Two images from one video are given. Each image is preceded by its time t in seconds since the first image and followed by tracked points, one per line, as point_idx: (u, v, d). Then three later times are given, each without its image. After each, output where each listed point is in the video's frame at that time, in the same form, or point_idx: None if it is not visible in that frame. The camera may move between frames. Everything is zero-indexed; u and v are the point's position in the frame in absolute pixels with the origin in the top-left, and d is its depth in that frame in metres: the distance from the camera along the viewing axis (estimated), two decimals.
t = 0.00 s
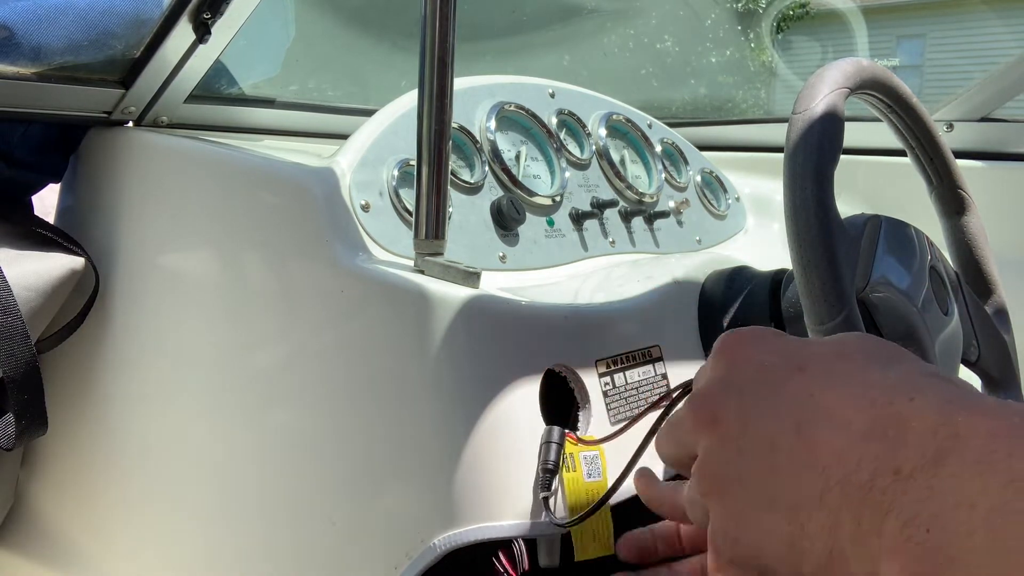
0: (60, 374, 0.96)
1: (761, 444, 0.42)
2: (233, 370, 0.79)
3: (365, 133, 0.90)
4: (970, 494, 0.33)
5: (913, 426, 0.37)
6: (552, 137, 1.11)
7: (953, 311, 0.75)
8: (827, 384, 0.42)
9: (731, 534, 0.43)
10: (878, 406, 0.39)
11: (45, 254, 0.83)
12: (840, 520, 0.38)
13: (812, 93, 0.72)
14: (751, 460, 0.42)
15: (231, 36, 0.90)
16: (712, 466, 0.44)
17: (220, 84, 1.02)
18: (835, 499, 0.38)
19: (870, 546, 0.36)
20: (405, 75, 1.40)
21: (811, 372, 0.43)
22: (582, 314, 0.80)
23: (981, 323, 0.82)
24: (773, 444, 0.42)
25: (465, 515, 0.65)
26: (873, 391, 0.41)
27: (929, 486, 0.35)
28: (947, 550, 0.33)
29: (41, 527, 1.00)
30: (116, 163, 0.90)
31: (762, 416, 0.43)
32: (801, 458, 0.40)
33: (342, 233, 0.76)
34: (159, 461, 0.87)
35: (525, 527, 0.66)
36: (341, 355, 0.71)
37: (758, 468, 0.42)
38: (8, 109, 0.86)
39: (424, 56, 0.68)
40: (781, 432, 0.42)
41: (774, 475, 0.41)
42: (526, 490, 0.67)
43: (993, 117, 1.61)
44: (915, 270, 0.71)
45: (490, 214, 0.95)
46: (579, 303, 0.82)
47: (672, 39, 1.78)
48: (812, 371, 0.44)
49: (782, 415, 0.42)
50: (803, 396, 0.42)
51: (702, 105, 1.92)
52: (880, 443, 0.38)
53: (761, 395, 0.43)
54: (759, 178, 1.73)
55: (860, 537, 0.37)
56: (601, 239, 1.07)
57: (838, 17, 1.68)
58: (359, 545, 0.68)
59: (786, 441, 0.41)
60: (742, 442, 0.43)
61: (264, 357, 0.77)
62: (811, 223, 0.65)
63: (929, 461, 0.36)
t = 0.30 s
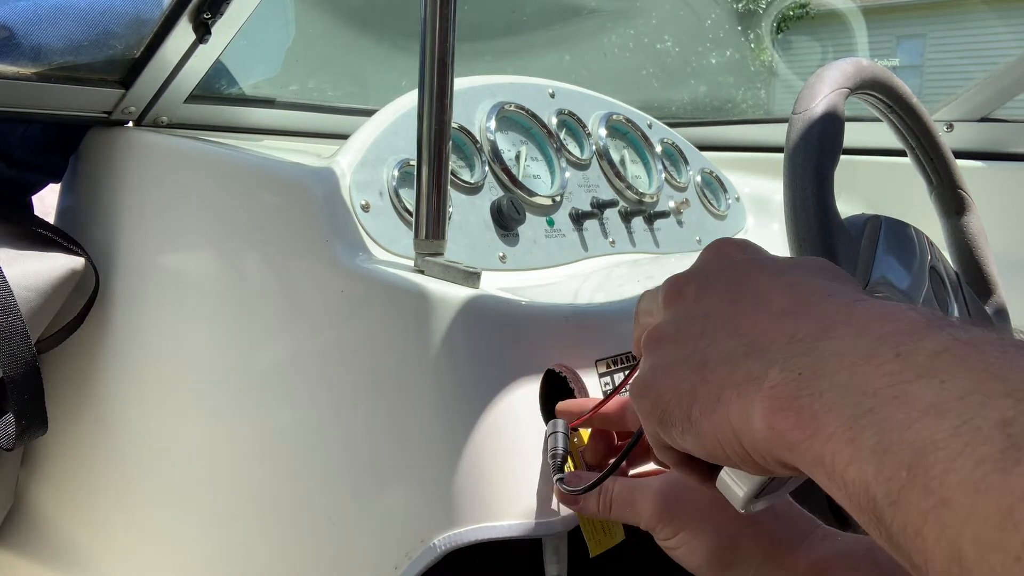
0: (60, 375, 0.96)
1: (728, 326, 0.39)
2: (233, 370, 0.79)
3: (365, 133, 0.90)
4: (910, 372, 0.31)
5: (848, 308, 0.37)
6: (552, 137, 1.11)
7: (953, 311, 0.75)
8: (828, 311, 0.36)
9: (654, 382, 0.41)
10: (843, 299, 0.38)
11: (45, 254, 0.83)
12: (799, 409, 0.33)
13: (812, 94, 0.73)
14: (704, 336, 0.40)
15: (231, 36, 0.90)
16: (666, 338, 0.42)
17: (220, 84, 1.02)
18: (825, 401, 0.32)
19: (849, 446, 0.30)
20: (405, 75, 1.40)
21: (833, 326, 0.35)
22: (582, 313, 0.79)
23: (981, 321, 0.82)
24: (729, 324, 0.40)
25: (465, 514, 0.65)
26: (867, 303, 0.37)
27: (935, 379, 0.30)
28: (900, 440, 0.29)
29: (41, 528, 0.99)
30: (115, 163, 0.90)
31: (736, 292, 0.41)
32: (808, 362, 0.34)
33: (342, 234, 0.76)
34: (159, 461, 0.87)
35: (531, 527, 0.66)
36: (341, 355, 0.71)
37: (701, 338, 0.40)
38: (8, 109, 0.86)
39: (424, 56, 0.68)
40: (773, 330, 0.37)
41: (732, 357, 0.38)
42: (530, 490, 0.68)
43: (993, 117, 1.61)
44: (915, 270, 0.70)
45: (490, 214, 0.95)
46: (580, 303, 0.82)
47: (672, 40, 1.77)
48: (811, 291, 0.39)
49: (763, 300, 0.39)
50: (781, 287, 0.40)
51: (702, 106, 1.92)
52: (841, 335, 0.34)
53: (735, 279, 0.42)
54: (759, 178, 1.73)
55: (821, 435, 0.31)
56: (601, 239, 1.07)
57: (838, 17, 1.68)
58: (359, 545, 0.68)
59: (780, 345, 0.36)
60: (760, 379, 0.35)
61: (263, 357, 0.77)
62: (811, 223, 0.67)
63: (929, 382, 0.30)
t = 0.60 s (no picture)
0: (60, 375, 0.96)
1: (558, 261, 0.56)
2: (233, 369, 0.79)
3: (365, 133, 0.90)
4: (660, 266, 0.45)
5: (634, 227, 0.50)
6: (552, 137, 1.11)
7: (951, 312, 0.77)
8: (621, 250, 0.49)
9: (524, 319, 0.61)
10: (626, 217, 0.52)
11: (45, 254, 0.83)
12: (607, 318, 0.48)
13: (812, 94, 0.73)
14: (543, 271, 0.57)
15: (231, 36, 0.90)
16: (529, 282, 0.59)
17: (220, 84, 1.02)
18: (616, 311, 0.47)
19: (628, 333, 0.45)
20: (405, 75, 1.40)
21: (609, 262, 0.50)
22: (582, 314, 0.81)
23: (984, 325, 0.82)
24: (557, 258, 0.56)
25: (462, 515, 0.67)
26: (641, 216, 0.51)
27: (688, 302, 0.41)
28: (657, 317, 0.42)
29: (40, 528, 0.99)
30: (114, 163, 0.90)
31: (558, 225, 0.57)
32: (598, 281, 0.50)
33: (343, 235, 0.77)
34: (159, 460, 0.87)
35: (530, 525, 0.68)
36: (341, 354, 0.71)
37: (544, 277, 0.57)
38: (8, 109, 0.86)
39: (424, 55, 0.68)
40: (579, 255, 0.53)
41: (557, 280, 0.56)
42: (533, 490, 0.69)
43: (992, 117, 1.57)
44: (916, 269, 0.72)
45: (490, 214, 0.95)
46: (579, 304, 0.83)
47: (672, 39, 1.81)
48: (603, 215, 0.54)
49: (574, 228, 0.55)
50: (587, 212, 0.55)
51: (703, 106, 1.91)
52: (618, 258, 0.49)
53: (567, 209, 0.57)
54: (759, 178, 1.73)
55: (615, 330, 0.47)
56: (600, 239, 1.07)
57: (838, 17, 1.71)
58: (361, 545, 0.69)
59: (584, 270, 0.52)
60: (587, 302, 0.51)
61: (263, 357, 0.77)
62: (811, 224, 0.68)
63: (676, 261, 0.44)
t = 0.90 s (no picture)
0: (60, 375, 0.96)
1: (528, 289, 0.61)
2: (232, 370, 0.79)
3: (365, 133, 0.90)
4: (611, 297, 0.50)
5: (600, 260, 0.56)
6: (552, 137, 1.10)
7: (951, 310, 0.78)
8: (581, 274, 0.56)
9: (488, 346, 0.64)
10: (590, 247, 0.58)
11: (45, 254, 0.83)
12: (569, 352, 0.52)
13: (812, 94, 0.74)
14: (517, 298, 0.62)
15: (231, 36, 0.90)
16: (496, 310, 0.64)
17: (220, 84, 1.02)
18: (579, 341, 0.51)
19: (585, 360, 0.50)
20: (405, 75, 1.40)
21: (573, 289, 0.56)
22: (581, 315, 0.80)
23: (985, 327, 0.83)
24: (534, 289, 0.60)
25: (464, 515, 0.65)
26: (605, 255, 0.56)
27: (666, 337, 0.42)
28: (606, 341, 0.48)
29: (41, 528, 0.99)
30: (115, 163, 0.90)
31: (530, 259, 0.62)
32: (563, 304, 0.56)
33: (343, 234, 0.76)
34: (159, 460, 0.87)
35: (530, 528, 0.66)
36: (342, 355, 0.71)
37: (514, 303, 0.62)
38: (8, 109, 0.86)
39: (424, 55, 0.68)
40: (548, 283, 0.59)
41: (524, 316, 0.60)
42: (535, 492, 0.68)
43: (993, 117, 1.60)
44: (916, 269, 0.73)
45: (490, 214, 0.95)
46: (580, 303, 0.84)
47: (672, 39, 1.79)
48: (575, 249, 0.59)
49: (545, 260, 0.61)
50: (559, 249, 0.61)
51: (702, 105, 1.92)
52: (585, 286, 0.54)
53: (530, 244, 0.63)
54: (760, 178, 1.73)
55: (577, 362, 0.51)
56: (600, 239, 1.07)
57: (838, 17, 1.69)
58: (360, 544, 0.69)
59: (551, 297, 0.58)
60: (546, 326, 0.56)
61: (264, 358, 0.77)
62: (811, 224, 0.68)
63: (621, 298, 0.49)
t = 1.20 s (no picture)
0: (60, 375, 0.96)
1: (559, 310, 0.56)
2: (232, 370, 0.79)
3: (365, 133, 0.90)
4: (662, 314, 0.46)
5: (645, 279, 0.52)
6: (552, 137, 1.10)
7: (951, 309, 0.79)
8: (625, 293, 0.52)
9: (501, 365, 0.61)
10: (633, 268, 0.55)
11: (45, 253, 0.83)
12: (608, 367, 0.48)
13: (812, 94, 0.74)
14: (545, 315, 0.57)
15: (231, 36, 0.90)
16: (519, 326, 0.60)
17: (221, 84, 1.03)
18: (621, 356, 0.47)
19: (629, 377, 0.46)
20: (405, 75, 1.40)
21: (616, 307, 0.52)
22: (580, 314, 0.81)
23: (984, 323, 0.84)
24: (568, 307, 0.56)
25: (464, 515, 0.65)
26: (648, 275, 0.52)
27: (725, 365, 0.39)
28: (655, 360, 0.44)
29: (41, 528, 0.99)
30: (115, 162, 0.90)
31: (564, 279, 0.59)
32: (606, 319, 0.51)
33: (343, 234, 0.76)
34: (158, 461, 0.87)
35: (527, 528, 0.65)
36: (342, 355, 0.71)
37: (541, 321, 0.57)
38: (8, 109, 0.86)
39: (424, 55, 0.68)
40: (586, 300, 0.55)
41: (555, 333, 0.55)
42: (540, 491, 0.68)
43: (993, 117, 1.61)
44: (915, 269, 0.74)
45: (490, 214, 0.95)
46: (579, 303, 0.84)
47: (672, 39, 1.78)
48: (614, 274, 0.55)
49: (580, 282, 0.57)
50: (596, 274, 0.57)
51: (702, 106, 1.93)
52: (628, 302, 0.50)
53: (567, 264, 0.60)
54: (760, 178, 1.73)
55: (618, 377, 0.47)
56: (600, 239, 1.07)
57: (838, 17, 1.69)
58: (359, 544, 0.68)
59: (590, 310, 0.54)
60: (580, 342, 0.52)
61: (263, 358, 0.77)
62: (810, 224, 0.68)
63: (673, 318, 0.45)
